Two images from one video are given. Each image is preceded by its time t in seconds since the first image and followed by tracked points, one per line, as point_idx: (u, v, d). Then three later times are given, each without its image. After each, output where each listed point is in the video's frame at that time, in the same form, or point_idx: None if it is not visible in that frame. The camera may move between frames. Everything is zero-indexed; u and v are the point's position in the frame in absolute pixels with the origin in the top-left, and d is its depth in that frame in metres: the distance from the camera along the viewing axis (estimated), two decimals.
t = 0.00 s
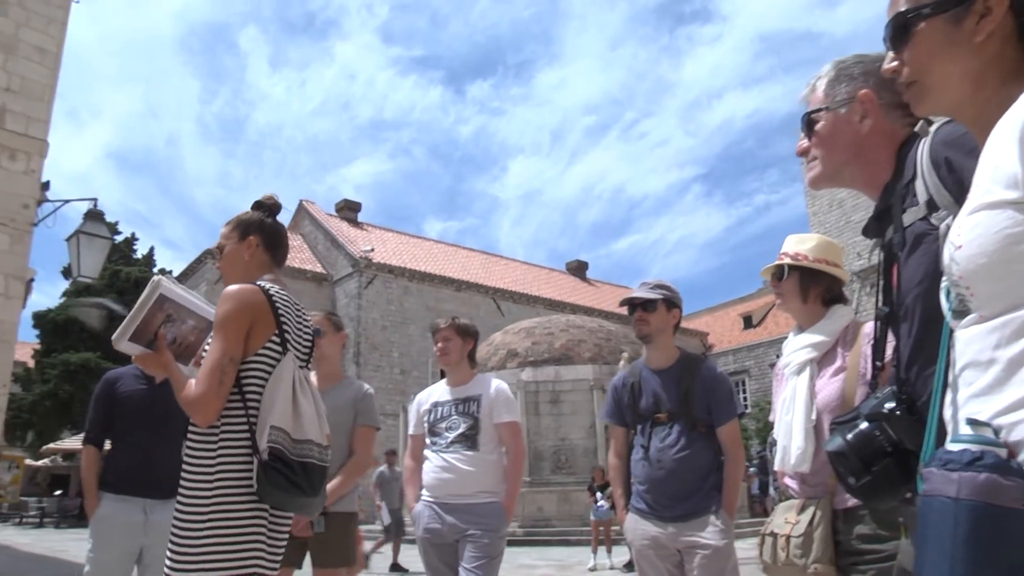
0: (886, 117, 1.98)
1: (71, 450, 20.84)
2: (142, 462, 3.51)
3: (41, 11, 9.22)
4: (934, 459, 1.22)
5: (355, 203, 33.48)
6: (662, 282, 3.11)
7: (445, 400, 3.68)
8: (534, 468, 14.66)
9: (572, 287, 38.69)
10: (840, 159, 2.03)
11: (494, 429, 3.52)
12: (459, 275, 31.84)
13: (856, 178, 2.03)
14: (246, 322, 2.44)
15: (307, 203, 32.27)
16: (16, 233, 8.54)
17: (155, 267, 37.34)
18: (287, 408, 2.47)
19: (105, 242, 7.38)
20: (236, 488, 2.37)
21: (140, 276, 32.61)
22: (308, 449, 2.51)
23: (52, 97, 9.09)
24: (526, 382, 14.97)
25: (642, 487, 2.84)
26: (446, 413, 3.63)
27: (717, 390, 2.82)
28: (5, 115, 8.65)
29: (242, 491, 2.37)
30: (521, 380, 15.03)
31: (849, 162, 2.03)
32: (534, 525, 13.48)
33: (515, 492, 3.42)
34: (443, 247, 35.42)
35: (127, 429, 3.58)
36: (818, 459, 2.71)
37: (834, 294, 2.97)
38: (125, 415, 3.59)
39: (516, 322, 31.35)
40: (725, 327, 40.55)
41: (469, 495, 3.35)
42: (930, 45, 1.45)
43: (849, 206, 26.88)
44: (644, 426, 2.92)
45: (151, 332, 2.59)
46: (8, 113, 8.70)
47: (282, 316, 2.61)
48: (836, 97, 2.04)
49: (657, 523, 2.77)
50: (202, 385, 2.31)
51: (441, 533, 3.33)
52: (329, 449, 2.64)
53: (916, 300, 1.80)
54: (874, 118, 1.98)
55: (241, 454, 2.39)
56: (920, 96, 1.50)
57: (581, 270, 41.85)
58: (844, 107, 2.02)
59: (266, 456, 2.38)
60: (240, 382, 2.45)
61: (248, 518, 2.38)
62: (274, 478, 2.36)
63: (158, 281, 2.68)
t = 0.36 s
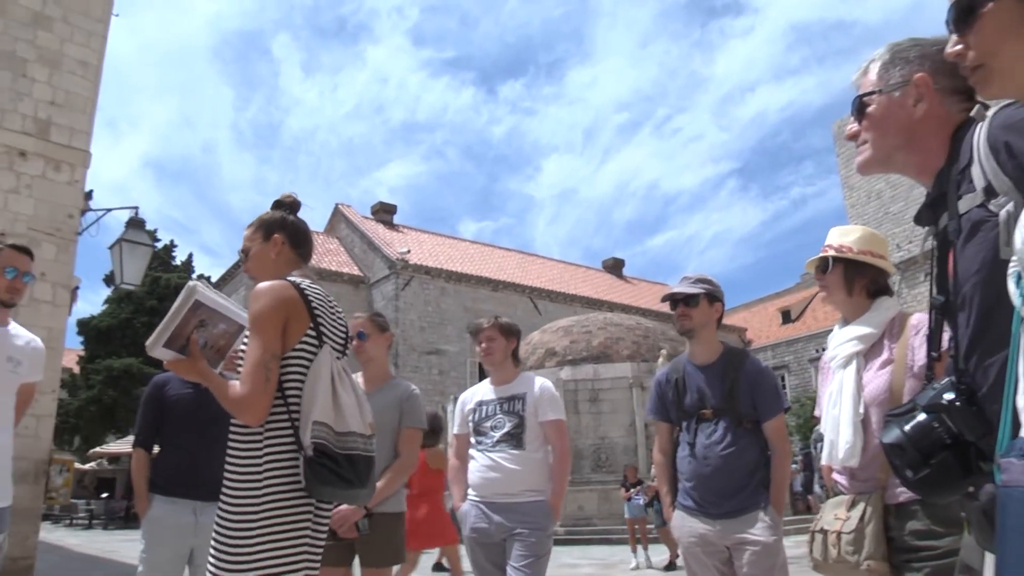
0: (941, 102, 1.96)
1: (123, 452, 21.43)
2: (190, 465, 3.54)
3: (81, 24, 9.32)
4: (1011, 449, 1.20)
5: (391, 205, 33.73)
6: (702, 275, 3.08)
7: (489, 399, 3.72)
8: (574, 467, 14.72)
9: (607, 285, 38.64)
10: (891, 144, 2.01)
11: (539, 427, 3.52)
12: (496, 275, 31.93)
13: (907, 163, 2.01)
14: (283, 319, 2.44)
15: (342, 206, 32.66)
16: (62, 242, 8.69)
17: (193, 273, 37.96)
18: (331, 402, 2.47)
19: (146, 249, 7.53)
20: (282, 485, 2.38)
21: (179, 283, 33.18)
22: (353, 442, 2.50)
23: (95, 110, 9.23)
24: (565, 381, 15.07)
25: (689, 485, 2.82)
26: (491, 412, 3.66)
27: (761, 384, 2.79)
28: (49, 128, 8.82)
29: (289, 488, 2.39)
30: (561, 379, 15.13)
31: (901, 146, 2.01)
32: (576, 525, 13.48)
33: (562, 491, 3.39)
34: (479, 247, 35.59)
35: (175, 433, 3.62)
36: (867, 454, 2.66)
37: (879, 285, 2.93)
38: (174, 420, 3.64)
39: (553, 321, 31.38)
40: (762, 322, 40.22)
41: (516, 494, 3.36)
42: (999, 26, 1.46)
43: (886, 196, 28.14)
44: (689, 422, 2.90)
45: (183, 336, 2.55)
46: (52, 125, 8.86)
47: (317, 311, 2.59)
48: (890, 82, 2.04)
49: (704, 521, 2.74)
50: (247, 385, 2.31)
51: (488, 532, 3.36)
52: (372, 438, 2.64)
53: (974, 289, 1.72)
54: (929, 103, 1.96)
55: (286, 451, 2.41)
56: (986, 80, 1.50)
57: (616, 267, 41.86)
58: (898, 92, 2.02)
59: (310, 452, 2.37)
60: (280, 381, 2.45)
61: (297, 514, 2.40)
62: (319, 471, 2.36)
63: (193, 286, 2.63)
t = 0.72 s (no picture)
0: (994, 87, 1.89)
1: (174, 456, 21.83)
2: (238, 467, 3.58)
3: (123, 39, 9.48)
4: None
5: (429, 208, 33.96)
6: (747, 272, 3.07)
7: (536, 399, 3.70)
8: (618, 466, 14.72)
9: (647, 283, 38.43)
10: (943, 135, 1.97)
11: (586, 426, 3.51)
12: (535, 275, 31.91)
13: (962, 153, 1.97)
14: (332, 323, 2.44)
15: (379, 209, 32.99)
16: (109, 252, 8.83)
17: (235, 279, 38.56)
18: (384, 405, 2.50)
19: (189, 257, 7.66)
20: (336, 487, 2.40)
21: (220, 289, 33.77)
22: (406, 444, 2.53)
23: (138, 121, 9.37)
24: (607, 380, 15.17)
25: (738, 483, 2.79)
26: (537, 412, 3.65)
27: (810, 380, 2.77)
28: (94, 139, 8.98)
29: (344, 490, 2.41)
30: (604, 378, 15.21)
31: (954, 136, 1.97)
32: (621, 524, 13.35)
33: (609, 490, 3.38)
34: (516, 248, 35.71)
35: (223, 437, 3.67)
36: (915, 451, 2.61)
37: (927, 277, 2.88)
38: (222, 424, 3.70)
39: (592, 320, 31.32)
40: (803, 317, 39.76)
41: (564, 493, 3.36)
42: None
43: (928, 187, 28.25)
44: (737, 420, 2.88)
45: (224, 342, 2.46)
46: (97, 137, 9.03)
47: (362, 314, 2.59)
48: (938, 71, 1.99)
49: (754, 520, 2.71)
50: (298, 391, 2.32)
51: (537, 531, 3.38)
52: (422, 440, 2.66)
53: None
54: (980, 90, 1.91)
55: (339, 454, 2.43)
56: None
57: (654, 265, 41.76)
58: (947, 81, 1.97)
59: (366, 455, 2.40)
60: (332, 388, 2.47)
61: (351, 516, 2.41)
62: (376, 474, 2.40)
63: (238, 292, 2.54)
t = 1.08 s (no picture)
0: None
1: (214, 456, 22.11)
2: (277, 467, 3.62)
3: (157, 46, 9.59)
4: None
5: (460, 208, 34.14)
6: (783, 264, 3.04)
7: (577, 396, 3.73)
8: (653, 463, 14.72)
9: (678, 279, 38.27)
10: (993, 122, 1.94)
11: (628, 422, 3.51)
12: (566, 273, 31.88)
13: (1013, 139, 1.93)
14: (355, 322, 2.47)
15: (409, 209, 33.24)
16: (144, 256, 8.92)
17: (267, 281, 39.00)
18: (401, 403, 2.44)
19: (223, 259, 7.75)
20: (362, 489, 2.40)
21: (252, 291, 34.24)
22: (423, 441, 2.45)
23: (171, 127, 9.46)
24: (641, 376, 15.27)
25: (777, 479, 2.78)
26: (578, 408, 3.67)
27: (849, 374, 2.74)
28: (129, 146, 9.10)
29: (366, 492, 2.40)
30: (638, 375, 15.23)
31: (1006, 122, 1.93)
32: (655, 520, 13.39)
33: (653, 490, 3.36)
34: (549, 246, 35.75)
35: (263, 436, 3.71)
36: (958, 444, 2.57)
37: (970, 270, 2.84)
38: (261, 423, 3.74)
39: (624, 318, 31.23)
40: (837, 312, 39.31)
41: (608, 491, 3.37)
42: None
43: (963, 177, 27.85)
44: (776, 415, 2.86)
45: (248, 345, 2.41)
46: (132, 143, 9.14)
47: (387, 314, 2.58)
48: (986, 57, 1.96)
49: (794, 516, 2.69)
50: (330, 387, 2.34)
51: (579, 529, 3.38)
52: (449, 436, 2.56)
53: None
54: None
55: (359, 458, 2.42)
56: None
57: (687, 262, 41.56)
58: (995, 68, 1.94)
59: (378, 455, 2.36)
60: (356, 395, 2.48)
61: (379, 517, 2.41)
62: (387, 473, 2.34)
63: (259, 295, 2.48)
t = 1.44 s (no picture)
0: None
1: (267, 457, 22.53)
2: (331, 468, 3.66)
3: (204, 55, 9.64)
4: None
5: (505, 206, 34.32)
6: (837, 257, 2.99)
7: (640, 388, 3.78)
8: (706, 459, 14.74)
9: (725, 274, 37.96)
10: None
11: (691, 415, 3.56)
12: (614, 270, 31.82)
13: None
14: (393, 325, 2.48)
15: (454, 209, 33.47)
16: (196, 262, 8.99)
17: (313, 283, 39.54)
18: (423, 409, 2.38)
19: (273, 263, 7.89)
20: (403, 500, 2.40)
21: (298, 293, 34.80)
22: (446, 446, 2.35)
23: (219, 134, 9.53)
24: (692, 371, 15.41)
25: (836, 475, 2.78)
26: (641, 401, 3.72)
27: (907, 368, 2.71)
28: (179, 154, 9.20)
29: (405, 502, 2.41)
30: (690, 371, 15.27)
31: None
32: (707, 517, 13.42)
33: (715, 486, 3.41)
34: (594, 243, 35.78)
35: (318, 437, 3.76)
36: None
37: None
38: (316, 424, 3.78)
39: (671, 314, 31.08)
40: (886, 305, 38.68)
41: (669, 486, 3.43)
42: None
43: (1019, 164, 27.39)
44: (833, 411, 2.85)
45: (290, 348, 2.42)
46: (182, 151, 9.24)
47: (426, 317, 2.55)
48: None
49: (854, 512, 2.69)
50: (367, 393, 2.38)
51: (642, 525, 3.44)
52: (482, 438, 2.41)
53: None
54: None
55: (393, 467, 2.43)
56: None
57: (733, 256, 41.22)
58: None
59: (401, 462, 2.35)
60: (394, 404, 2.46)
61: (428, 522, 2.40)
62: (408, 481, 2.32)
63: (300, 303, 2.41)
